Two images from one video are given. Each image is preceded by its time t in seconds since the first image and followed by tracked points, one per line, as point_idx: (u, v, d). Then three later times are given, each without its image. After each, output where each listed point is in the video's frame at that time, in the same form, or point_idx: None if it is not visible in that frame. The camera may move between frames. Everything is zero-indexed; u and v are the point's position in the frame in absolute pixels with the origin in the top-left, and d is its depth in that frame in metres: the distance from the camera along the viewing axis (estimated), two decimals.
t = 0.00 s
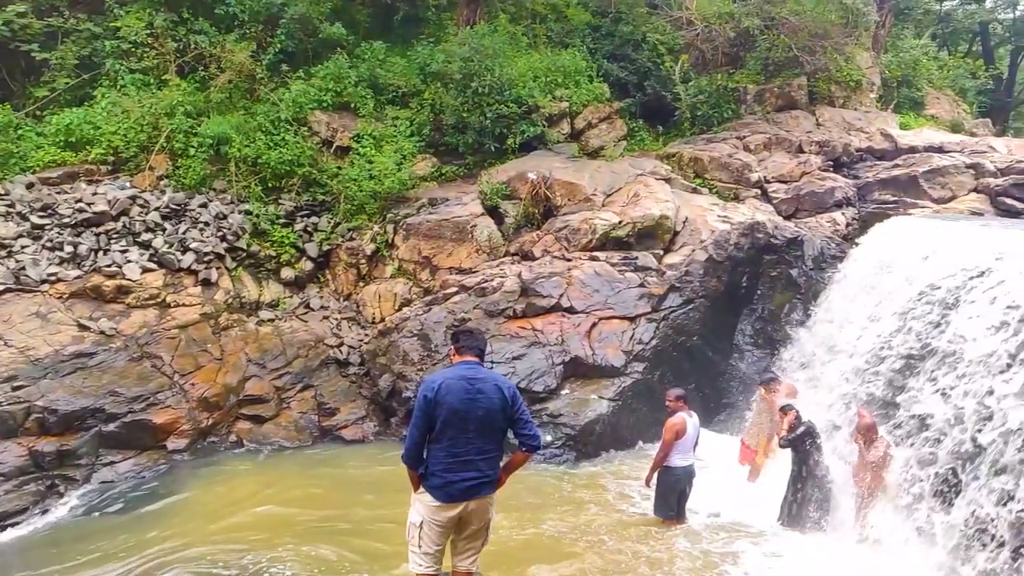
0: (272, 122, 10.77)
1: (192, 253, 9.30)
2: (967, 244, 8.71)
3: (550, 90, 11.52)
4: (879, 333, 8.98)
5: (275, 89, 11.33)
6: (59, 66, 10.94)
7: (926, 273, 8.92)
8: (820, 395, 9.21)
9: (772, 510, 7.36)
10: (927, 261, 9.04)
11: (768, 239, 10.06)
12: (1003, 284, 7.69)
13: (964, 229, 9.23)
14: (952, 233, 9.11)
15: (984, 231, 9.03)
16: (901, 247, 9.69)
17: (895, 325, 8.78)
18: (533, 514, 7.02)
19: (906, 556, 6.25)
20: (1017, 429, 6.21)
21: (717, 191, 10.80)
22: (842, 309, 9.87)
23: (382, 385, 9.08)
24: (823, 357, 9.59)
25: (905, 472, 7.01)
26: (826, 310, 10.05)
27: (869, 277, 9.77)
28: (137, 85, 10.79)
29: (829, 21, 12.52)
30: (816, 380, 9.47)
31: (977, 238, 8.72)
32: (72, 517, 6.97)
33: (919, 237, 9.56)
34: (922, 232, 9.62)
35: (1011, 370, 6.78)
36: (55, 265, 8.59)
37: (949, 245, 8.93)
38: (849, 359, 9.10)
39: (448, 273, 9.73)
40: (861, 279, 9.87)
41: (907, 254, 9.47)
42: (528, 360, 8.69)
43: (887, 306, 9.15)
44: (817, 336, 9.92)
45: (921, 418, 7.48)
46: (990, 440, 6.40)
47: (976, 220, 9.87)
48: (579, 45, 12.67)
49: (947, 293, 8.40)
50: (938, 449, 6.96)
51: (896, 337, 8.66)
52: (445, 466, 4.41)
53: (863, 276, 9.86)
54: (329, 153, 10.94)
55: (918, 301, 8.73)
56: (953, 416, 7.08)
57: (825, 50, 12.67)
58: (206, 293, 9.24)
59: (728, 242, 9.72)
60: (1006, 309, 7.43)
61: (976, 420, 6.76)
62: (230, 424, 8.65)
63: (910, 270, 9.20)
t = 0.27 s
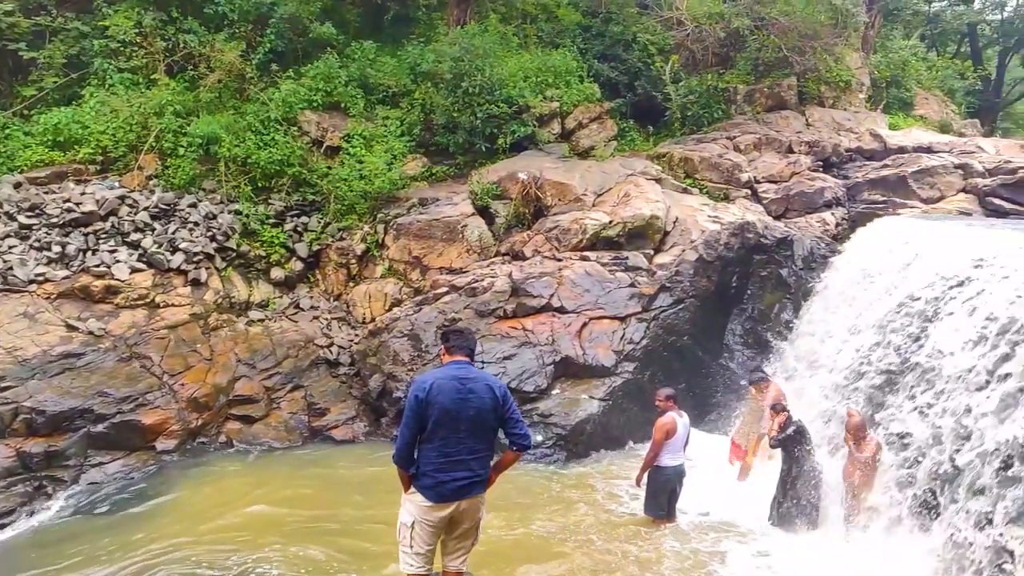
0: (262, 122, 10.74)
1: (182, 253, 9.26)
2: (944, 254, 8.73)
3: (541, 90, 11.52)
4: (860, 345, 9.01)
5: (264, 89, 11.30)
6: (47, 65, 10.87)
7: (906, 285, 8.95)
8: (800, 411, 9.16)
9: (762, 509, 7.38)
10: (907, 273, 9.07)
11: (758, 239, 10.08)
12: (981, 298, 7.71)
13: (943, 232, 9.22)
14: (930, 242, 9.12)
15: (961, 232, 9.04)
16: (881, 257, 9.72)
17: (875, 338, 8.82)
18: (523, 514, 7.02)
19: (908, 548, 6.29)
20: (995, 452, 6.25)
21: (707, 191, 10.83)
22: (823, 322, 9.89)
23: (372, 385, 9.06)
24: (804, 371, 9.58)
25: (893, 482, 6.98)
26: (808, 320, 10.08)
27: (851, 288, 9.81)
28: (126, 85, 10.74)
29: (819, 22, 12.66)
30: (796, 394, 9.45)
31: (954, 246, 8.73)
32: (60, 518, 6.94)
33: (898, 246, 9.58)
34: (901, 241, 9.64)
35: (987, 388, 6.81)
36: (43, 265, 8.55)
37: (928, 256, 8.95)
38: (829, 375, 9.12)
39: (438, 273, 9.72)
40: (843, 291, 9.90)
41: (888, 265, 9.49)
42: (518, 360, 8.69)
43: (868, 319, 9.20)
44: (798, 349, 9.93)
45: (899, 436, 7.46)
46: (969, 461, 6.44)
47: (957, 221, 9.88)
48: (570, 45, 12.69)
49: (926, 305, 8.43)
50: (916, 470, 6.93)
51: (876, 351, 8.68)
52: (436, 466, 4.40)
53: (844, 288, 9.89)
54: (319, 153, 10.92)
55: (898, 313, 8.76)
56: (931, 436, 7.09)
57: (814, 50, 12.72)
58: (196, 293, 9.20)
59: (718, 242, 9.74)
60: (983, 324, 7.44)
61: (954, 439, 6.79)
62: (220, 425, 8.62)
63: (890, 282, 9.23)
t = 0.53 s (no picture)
0: (252, 122, 10.71)
1: (171, 252, 9.21)
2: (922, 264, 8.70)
3: (532, 90, 11.51)
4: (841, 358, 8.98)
5: (254, 88, 11.28)
6: (35, 63, 10.82)
7: (886, 296, 8.92)
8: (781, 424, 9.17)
9: (752, 508, 7.41)
10: (887, 284, 9.05)
11: (748, 239, 10.11)
12: (959, 311, 7.70)
13: (920, 236, 9.18)
14: (909, 250, 9.09)
15: (937, 233, 8.99)
16: (861, 266, 9.69)
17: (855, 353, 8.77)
18: (513, 514, 7.01)
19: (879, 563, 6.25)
20: (974, 475, 6.25)
21: (698, 191, 10.85)
22: (804, 332, 9.84)
23: (362, 385, 9.05)
24: (785, 384, 9.56)
25: (874, 502, 6.96)
26: (789, 329, 10.06)
27: (832, 298, 9.78)
28: (115, 84, 10.70)
29: (810, 22, 12.69)
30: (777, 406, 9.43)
31: (931, 254, 8.69)
32: (48, 519, 6.89)
33: (877, 254, 9.56)
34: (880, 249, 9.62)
35: (965, 406, 6.79)
36: (31, 265, 8.50)
37: (908, 266, 8.93)
38: (809, 391, 9.09)
39: (429, 273, 9.71)
40: (824, 301, 9.88)
41: (867, 274, 9.47)
42: (509, 360, 8.68)
43: (848, 331, 9.15)
44: (780, 360, 9.90)
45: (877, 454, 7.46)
46: (947, 482, 6.44)
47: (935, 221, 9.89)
48: (561, 44, 12.69)
49: (905, 318, 8.41)
50: (895, 490, 6.96)
51: (855, 366, 8.65)
52: (428, 466, 4.38)
53: (826, 299, 9.85)
54: (310, 153, 10.90)
55: (878, 325, 8.74)
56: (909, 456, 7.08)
57: (805, 50, 12.76)
58: (186, 293, 9.17)
59: (709, 242, 9.76)
60: (961, 339, 7.42)
61: (932, 460, 6.78)
62: (210, 425, 8.59)
63: (870, 292, 9.21)
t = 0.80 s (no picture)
0: (243, 122, 10.69)
1: (162, 253, 9.18)
2: (902, 277, 8.69)
3: (523, 90, 11.51)
4: (825, 374, 8.97)
5: (245, 88, 11.26)
6: (23, 63, 10.76)
7: (867, 310, 8.91)
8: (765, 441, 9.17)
9: (743, 508, 7.42)
10: (868, 297, 9.04)
11: (740, 239, 10.13)
12: (939, 326, 7.69)
13: (899, 244, 9.17)
14: (889, 261, 9.08)
15: (915, 240, 8.95)
16: (843, 277, 9.68)
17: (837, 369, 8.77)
18: (504, 514, 7.00)
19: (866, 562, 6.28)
20: (954, 497, 6.22)
21: (689, 191, 10.87)
22: (788, 348, 9.85)
23: (354, 386, 9.03)
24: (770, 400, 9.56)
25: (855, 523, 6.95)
26: (772, 345, 10.07)
27: (815, 312, 9.77)
28: (105, 84, 10.65)
29: (799, 22, 12.65)
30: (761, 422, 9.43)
31: (910, 266, 8.68)
32: (37, 521, 6.85)
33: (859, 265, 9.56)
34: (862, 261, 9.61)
35: (944, 425, 6.77)
36: (19, 266, 8.45)
37: (888, 279, 8.92)
38: (792, 408, 9.09)
39: (421, 273, 9.70)
40: (808, 315, 9.87)
41: (850, 286, 9.46)
42: (501, 360, 8.68)
43: (830, 346, 9.14)
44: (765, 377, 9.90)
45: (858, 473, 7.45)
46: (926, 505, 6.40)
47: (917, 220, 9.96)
48: (552, 45, 12.69)
49: (886, 333, 8.40)
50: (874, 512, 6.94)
51: (837, 383, 8.65)
52: (421, 467, 4.37)
53: (809, 312, 9.85)
54: (301, 153, 10.89)
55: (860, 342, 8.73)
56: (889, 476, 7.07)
57: (796, 51, 12.81)
58: (176, 294, 9.13)
59: (700, 242, 9.78)
60: (940, 356, 7.40)
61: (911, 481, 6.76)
62: (200, 426, 8.57)
63: (852, 305, 9.20)
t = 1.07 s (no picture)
0: (233, 121, 10.67)
1: (151, 253, 9.14)
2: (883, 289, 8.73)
3: (515, 90, 11.51)
4: (805, 391, 8.97)
5: (235, 87, 11.24)
6: (12, 62, 10.70)
7: (848, 324, 8.92)
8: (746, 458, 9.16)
9: (734, 507, 7.44)
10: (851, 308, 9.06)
11: (730, 239, 10.15)
12: (918, 341, 7.72)
13: (882, 254, 9.19)
14: (872, 272, 9.11)
15: (896, 251, 8.98)
16: (826, 290, 9.71)
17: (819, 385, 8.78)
18: (494, 514, 6.98)
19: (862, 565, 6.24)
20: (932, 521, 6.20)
21: (680, 191, 10.89)
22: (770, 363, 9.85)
23: (344, 386, 9.01)
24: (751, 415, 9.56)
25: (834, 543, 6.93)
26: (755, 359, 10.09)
27: (798, 325, 9.78)
28: (94, 83, 10.61)
29: (789, 23, 12.83)
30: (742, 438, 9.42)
31: (892, 279, 8.71)
32: (24, 522, 6.80)
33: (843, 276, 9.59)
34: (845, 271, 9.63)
35: (924, 445, 6.78)
36: (8, 266, 8.39)
37: (870, 291, 8.93)
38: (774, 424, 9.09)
39: (412, 273, 9.69)
40: (790, 328, 9.89)
41: (833, 298, 9.48)
42: (492, 360, 8.67)
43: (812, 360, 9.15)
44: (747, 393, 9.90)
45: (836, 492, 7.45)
46: (904, 527, 6.37)
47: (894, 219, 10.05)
48: (543, 45, 12.69)
49: (868, 347, 8.41)
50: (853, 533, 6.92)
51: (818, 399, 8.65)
52: (413, 467, 4.35)
53: (792, 326, 9.87)
54: (291, 153, 10.87)
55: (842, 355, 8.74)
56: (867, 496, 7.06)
57: (786, 51, 12.85)
58: (166, 294, 9.09)
59: (690, 242, 9.80)
60: (920, 373, 7.41)
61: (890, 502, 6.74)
62: (191, 426, 8.53)
63: (835, 318, 9.20)
